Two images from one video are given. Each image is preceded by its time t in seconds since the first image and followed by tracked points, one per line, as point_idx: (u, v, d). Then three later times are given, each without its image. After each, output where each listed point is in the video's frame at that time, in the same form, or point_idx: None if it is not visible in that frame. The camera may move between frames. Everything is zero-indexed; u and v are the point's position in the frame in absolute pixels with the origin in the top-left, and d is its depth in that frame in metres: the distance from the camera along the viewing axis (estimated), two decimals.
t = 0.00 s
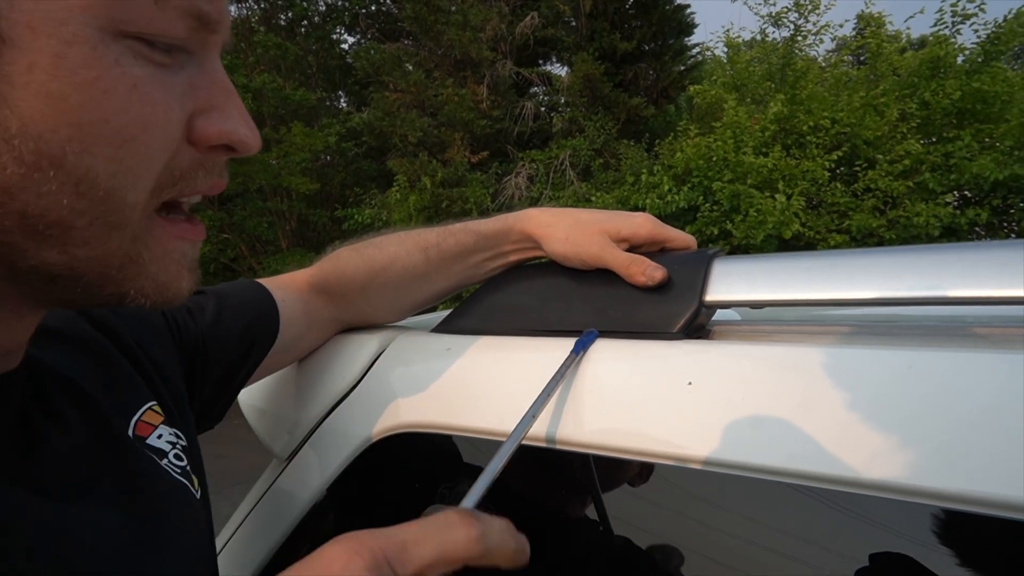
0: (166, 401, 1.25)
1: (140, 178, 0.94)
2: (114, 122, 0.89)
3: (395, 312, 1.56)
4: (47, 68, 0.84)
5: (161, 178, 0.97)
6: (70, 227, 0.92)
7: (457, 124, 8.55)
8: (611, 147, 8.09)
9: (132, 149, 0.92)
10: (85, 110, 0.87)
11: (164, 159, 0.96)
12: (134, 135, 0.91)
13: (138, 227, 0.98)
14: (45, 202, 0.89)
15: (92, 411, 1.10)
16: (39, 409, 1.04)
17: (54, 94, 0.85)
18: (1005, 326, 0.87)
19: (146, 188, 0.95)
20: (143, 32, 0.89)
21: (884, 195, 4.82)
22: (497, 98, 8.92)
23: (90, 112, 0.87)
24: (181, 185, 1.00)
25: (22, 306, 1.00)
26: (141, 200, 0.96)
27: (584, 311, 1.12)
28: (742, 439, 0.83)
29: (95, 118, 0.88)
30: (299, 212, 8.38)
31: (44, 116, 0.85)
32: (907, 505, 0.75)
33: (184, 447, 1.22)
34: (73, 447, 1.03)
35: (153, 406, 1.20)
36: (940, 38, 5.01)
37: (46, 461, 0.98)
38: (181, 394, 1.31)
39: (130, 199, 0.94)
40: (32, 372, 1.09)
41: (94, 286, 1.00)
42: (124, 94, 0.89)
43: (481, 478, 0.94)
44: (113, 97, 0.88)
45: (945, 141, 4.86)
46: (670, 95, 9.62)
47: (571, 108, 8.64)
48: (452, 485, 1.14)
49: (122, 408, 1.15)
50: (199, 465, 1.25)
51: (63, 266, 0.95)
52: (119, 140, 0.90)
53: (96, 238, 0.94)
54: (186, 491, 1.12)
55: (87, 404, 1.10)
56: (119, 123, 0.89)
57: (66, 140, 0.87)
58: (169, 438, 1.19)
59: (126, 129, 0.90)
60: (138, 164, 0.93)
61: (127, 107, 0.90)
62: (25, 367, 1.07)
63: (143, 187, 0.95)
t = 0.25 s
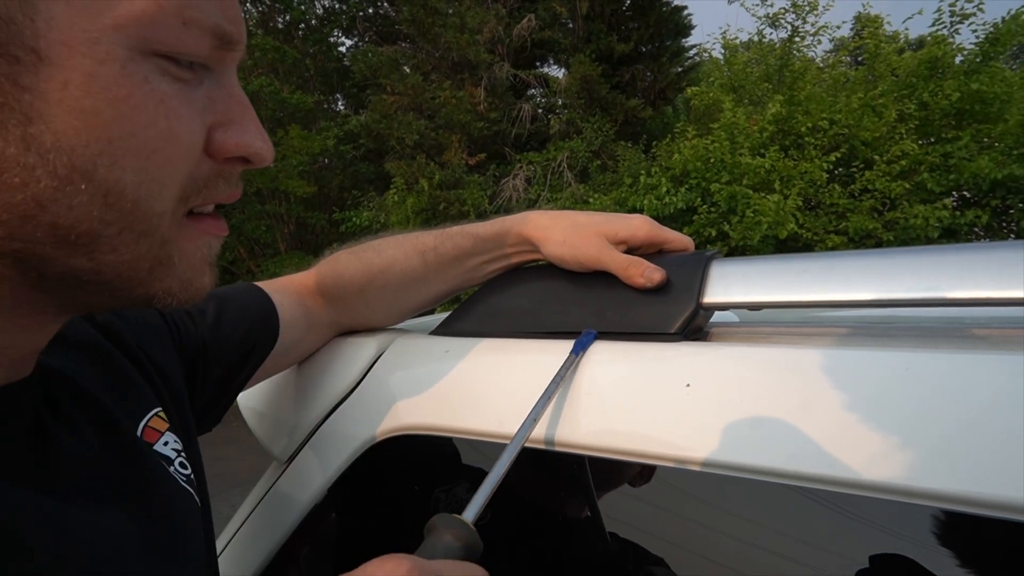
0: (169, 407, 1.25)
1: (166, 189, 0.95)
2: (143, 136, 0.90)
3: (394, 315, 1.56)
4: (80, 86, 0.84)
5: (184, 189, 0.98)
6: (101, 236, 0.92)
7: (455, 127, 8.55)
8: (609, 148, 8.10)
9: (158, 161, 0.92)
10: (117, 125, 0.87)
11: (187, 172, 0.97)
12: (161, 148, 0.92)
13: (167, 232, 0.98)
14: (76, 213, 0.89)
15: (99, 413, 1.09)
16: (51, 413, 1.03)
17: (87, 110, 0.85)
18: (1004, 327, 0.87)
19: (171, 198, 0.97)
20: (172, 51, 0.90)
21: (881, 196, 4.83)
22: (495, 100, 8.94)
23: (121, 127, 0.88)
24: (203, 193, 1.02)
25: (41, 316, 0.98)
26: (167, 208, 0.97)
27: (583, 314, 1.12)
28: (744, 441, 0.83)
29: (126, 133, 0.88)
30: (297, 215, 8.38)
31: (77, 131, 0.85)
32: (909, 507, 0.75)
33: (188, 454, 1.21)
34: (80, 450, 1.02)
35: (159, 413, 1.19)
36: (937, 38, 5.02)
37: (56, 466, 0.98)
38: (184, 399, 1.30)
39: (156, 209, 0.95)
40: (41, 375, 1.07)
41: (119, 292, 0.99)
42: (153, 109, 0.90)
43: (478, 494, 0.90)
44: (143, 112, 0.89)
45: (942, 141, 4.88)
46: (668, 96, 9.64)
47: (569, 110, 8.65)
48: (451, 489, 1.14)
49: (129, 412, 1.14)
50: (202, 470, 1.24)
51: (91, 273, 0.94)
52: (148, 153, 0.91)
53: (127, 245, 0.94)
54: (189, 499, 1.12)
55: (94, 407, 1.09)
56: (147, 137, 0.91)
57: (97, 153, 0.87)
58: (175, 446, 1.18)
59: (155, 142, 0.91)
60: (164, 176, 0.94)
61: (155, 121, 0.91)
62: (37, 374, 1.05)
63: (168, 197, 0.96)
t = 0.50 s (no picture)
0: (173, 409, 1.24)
1: (181, 189, 0.95)
2: (159, 136, 0.90)
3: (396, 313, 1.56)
4: (99, 83, 0.84)
5: (197, 189, 0.98)
6: (114, 235, 0.92)
7: (456, 125, 8.54)
8: (611, 146, 8.08)
9: (172, 161, 0.93)
10: (134, 123, 0.88)
11: (200, 172, 0.97)
12: (176, 148, 0.93)
13: (181, 230, 0.99)
14: (91, 212, 0.89)
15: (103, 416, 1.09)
16: (52, 413, 1.03)
17: (104, 109, 0.85)
18: (1006, 324, 0.87)
19: (184, 197, 0.97)
20: (188, 49, 0.90)
21: (884, 193, 4.82)
22: (496, 99, 8.95)
23: (138, 126, 0.88)
24: (215, 193, 1.02)
25: (54, 313, 0.99)
26: (180, 207, 0.97)
27: (585, 311, 1.12)
28: (747, 437, 0.83)
29: (143, 132, 0.89)
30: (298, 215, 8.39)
31: (94, 128, 0.85)
32: (912, 503, 0.75)
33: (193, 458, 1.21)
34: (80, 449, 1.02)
35: (164, 417, 1.19)
36: (940, 34, 4.99)
37: (57, 465, 0.98)
38: (187, 399, 1.30)
39: (170, 208, 0.95)
40: (46, 377, 1.07)
41: (131, 290, 0.99)
42: (169, 108, 0.90)
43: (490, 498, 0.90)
44: (160, 111, 0.90)
45: (945, 138, 4.86)
46: (669, 94, 9.62)
47: (570, 108, 8.64)
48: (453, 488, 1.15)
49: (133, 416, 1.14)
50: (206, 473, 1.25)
51: (103, 271, 0.94)
52: (163, 152, 0.91)
53: (142, 244, 0.94)
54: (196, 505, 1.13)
55: (100, 410, 1.09)
56: (163, 136, 0.91)
57: (113, 151, 0.88)
58: (180, 451, 1.18)
59: (170, 142, 0.92)
60: (179, 176, 0.94)
61: (171, 120, 0.91)
62: (41, 375, 1.06)
63: (181, 197, 0.96)
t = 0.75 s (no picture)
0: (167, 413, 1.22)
1: (163, 184, 0.95)
2: (142, 131, 0.90)
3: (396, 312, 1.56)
4: (77, 73, 0.84)
5: (182, 184, 0.98)
6: (95, 230, 0.92)
7: (455, 125, 8.52)
8: (610, 146, 8.08)
9: (155, 155, 0.93)
10: (114, 115, 0.87)
11: (185, 166, 0.97)
12: (158, 142, 0.92)
13: (164, 228, 0.98)
14: (70, 206, 0.89)
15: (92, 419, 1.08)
16: (45, 413, 1.02)
17: (82, 99, 0.85)
18: (1006, 322, 0.87)
19: (168, 193, 0.96)
20: (171, 40, 0.90)
21: (883, 192, 4.82)
22: (495, 98, 8.95)
23: (120, 119, 0.88)
24: (203, 190, 1.03)
25: (36, 310, 0.98)
26: (165, 203, 0.97)
27: (585, 308, 1.12)
28: (746, 435, 0.83)
29: (123, 125, 0.88)
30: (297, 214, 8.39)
31: (72, 120, 0.85)
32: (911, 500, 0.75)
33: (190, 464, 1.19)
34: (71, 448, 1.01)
35: (158, 422, 1.17)
36: (939, 34, 4.99)
37: (52, 467, 0.97)
38: (183, 401, 1.29)
39: (155, 204, 0.95)
40: (36, 376, 1.05)
41: (115, 285, 0.99)
42: (151, 101, 0.90)
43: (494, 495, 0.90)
44: (141, 103, 0.89)
45: (944, 137, 4.87)
46: (668, 94, 9.62)
47: (570, 108, 8.64)
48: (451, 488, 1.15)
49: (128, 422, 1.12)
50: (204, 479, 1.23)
51: (85, 267, 0.94)
52: (144, 146, 0.91)
53: (125, 240, 0.95)
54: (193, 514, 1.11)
55: (87, 410, 1.08)
56: (144, 130, 0.91)
57: (95, 145, 0.87)
58: (175, 456, 1.16)
59: (151, 135, 0.91)
60: (162, 170, 0.94)
61: (152, 113, 0.90)
62: (31, 376, 1.04)
63: (165, 192, 0.96)
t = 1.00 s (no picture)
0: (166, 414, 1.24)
1: (127, 179, 0.92)
2: (100, 119, 0.86)
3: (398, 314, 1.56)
4: (30, 58, 0.80)
5: (151, 180, 0.95)
6: (53, 227, 0.89)
7: (456, 123, 8.50)
8: (612, 144, 8.07)
9: (118, 147, 0.89)
10: (72, 104, 0.84)
11: (154, 159, 0.94)
12: (121, 134, 0.89)
13: (129, 226, 0.96)
14: (27, 202, 0.86)
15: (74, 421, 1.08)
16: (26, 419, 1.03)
17: (36, 86, 0.81)
18: (1008, 320, 0.87)
19: (133, 189, 0.94)
20: (133, 22, 0.86)
21: (885, 190, 4.81)
22: (496, 97, 8.95)
23: (78, 107, 0.84)
24: (174, 189, 1.00)
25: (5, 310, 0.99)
26: (129, 199, 0.94)
27: (585, 309, 1.12)
28: (747, 435, 0.83)
29: (81, 115, 0.85)
30: (299, 214, 8.39)
31: (26, 110, 0.81)
32: (912, 499, 0.75)
33: (184, 468, 1.19)
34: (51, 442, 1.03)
35: (150, 428, 1.17)
36: (941, 31, 4.97)
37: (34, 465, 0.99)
38: (181, 402, 1.30)
39: (118, 200, 0.93)
40: (18, 376, 1.08)
41: (79, 284, 0.98)
42: (110, 89, 0.86)
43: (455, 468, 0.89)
44: (101, 91, 0.85)
45: (946, 135, 4.86)
46: (669, 92, 9.62)
47: (571, 106, 8.62)
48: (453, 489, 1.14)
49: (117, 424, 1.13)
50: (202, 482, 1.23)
51: (45, 266, 0.93)
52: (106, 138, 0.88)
53: (86, 238, 0.92)
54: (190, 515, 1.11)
55: (69, 411, 1.09)
56: (105, 120, 0.87)
57: (51, 136, 0.84)
58: (168, 461, 1.16)
59: (113, 126, 0.88)
60: (128, 164, 0.91)
61: (114, 104, 0.87)
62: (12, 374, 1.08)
63: (131, 187, 0.93)
